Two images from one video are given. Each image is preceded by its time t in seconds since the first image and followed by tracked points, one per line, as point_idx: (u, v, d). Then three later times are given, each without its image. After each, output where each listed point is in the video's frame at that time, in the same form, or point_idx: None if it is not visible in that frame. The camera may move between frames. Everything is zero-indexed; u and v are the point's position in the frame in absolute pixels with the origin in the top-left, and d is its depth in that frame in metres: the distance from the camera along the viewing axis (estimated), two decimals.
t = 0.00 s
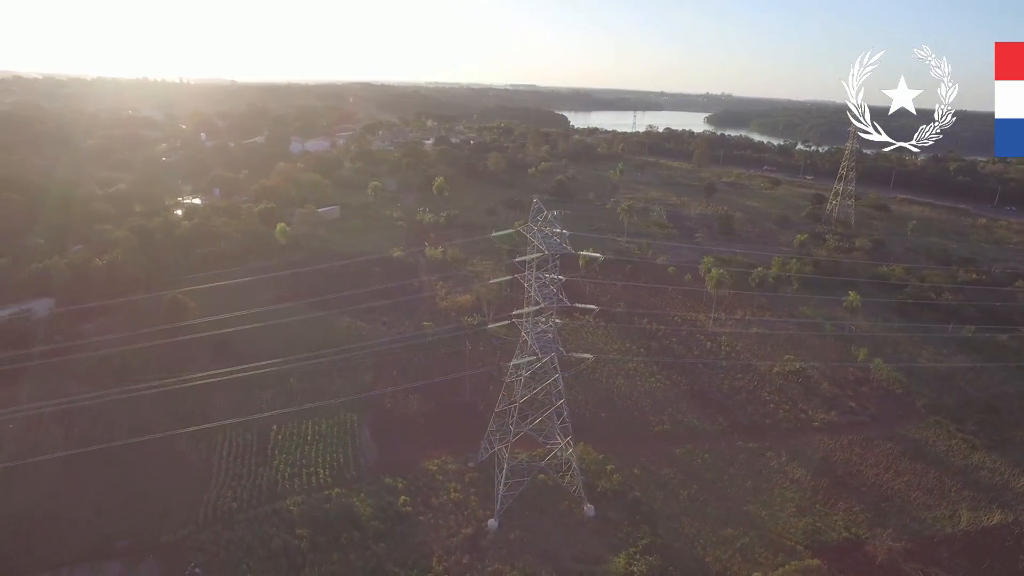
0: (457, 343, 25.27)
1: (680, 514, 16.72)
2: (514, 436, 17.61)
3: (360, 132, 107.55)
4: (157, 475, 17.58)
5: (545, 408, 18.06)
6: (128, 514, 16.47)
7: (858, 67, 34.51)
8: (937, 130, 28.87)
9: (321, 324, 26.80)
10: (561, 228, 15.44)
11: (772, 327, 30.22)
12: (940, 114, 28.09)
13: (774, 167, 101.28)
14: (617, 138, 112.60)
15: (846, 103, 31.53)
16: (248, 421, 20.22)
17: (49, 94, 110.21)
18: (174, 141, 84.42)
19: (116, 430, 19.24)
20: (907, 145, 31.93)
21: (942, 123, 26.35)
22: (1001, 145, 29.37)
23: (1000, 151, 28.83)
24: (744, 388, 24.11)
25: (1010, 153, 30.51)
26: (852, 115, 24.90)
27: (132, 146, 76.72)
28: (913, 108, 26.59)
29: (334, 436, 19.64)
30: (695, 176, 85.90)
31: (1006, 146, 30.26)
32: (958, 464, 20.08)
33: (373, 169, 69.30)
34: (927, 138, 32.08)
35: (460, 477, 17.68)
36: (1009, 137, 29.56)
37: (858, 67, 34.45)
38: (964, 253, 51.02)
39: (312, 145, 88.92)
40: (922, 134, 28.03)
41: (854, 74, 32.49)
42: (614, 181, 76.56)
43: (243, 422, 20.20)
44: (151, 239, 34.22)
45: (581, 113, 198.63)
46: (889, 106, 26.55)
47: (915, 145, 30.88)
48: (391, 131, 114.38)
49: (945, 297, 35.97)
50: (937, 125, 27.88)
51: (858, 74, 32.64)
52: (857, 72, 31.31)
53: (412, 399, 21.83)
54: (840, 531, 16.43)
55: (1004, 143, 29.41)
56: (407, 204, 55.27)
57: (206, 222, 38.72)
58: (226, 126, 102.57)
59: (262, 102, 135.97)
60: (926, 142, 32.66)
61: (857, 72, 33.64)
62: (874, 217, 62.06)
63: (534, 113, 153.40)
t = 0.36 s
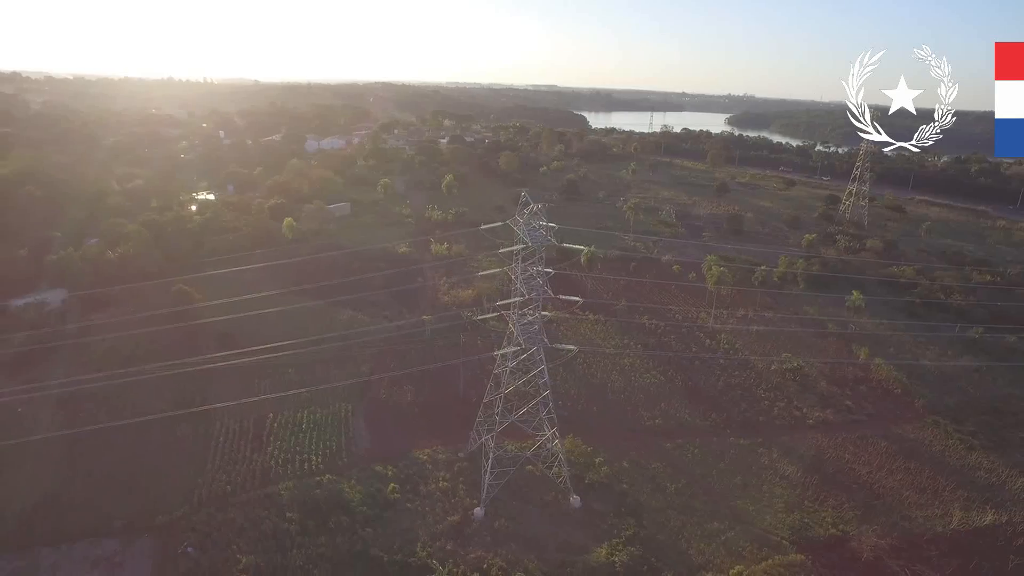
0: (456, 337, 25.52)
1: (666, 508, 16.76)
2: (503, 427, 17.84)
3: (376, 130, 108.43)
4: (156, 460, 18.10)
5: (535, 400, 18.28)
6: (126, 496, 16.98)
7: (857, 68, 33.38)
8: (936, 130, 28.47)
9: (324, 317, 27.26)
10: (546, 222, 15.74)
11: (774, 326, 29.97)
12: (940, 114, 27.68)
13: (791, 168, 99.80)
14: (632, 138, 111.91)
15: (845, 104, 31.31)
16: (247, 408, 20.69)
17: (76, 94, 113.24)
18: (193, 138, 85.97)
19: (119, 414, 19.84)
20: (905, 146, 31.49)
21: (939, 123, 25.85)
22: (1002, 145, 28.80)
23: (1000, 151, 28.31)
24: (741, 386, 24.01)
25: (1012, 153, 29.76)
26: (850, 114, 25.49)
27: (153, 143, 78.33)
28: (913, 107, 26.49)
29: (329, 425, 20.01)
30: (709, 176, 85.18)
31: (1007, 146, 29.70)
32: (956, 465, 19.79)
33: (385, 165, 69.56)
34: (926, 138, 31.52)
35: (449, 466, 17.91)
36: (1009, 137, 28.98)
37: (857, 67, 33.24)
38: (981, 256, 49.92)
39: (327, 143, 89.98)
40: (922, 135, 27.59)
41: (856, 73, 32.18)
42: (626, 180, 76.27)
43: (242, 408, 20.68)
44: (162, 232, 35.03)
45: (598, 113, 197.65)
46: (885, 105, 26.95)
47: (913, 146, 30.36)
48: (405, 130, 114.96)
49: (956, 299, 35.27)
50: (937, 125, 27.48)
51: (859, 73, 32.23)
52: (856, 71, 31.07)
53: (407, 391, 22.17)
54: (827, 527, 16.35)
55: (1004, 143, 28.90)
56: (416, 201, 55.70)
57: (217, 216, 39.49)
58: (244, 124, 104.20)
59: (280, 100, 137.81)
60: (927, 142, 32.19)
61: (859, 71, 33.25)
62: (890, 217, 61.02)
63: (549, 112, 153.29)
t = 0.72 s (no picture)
0: (451, 331, 25.80)
1: (650, 500, 16.87)
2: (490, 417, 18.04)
3: (387, 129, 109.16)
4: (153, 444, 18.56)
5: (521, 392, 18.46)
6: (122, 478, 17.43)
7: (857, 68, 33.05)
8: (934, 130, 28.23)
9: (324, 311, 27.69)
10: (529, 214, 16.00)
11: (773, 324, 29.83)
12: (939, 114, 27.40)
13: (804, 168, 98.51)
14: (643, 139, 111.36)
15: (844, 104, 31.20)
16: (243, 397, 21.12)
17: (95, 93, 115.32)
18: (207, 136, 87.27)
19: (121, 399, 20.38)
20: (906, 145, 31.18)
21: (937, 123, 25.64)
22: (1001, 146, 28.60)
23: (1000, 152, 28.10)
24: (735, 383, 23.99)
25: (1013, 153, 29.54)
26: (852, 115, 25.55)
27: (168, 141, 79.64)
28: (913, 107, 26.37)
29: (323, 414, 20.37)
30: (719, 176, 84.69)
31: (1008, 146, 29.43)
32: (949, 463, 19.62)
33: (393, 163, 69.80)
34: (926, 139, 31.28)
35: (437, 456, 18.16)
36: (1009, 137, 28.75)
37: (858, 67, 32.98)
38: (993, 258, 49.07)
39: (338, 142, 90.81)
40: (921, 134, 27.32)
41: (857, 74, 32.10)
42: (634, 180, 76.08)
43: (238, 397, 21.11)
44: (169, 227, 35.66)
45: (611, 113, 196.73)
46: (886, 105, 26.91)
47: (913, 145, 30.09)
48: (416, 129, 115.31)
49: (963, 300, 34.76)
50: (937, 126, 27.23)
51: (859, 73, 32.15)
52: (855, 71, 30.93)
53: (401, 382, 22.49)
54: (810, 522, 16.36)
55: (1004, 143, 28.66)
56: (423, 199, 56.07)
57: (225, 211, 40.16)
58: (258, 123, 105.49)
59: (294, 100, 139.18)
60: (927, 142, 31.91)
61: (860, 72, 33.16)
62: (901, 218, 60.23)
63: (561, 113, 153.21)
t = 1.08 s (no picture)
0: (448, 325, 26.07)
1: (636, 492, 16.97)
2: (478, 407, 18.27)
3: (399, 128, 109.89)
4: (151, 429, 19.04)
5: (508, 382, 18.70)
6: (121, 461, 17.90)
7: (856, 68, 33.01)
8: (935, 131, 28.09)
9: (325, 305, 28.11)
10: (513, 206, 16.28)
11: (774, 322, 29.70)
12: (939, 114, 27.27)
13: (817, 170, 95.90)
14: (654, 138, 110.85)
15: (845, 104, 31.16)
16: (242, 385, 21.55)
17: (117, 92, 117.86)
18: (222, 134, 88.63)
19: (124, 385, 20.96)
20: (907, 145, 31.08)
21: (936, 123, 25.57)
22: (1001, 146, 28.46)
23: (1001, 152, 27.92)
24: (731, 379, 23.96)
25: (1013, 154, 29.35)
26: (851, 115, 25.47)
27: (184, 138, 80.97)
28: (914, 107, 26.27)
29: (318, 403, 20.71)
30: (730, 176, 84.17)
31: (1008, 146, 29.41)
32: (943, 461, 19.43)
33: (403, 161, 70.31)
34: (929, 139, 31.12)
35: (428, 444, 18.43)
36: (1008, 138, 28.62)
37: (857, 67, 32.94)
38: (1007, 259, 48.17)
39: (351, 141, 91.66)
40: (921, 135, 27.18)
41: (857, 74, 32.10)
42: (644, 179, 75.93)
43: (237, 384, 21.55)
44: (178, 222, 36.40)
45: (624, 113, 196.18)
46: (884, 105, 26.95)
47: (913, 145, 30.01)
48: (428, 128, 115.93)
49: (971, 300, 34.17)
50: (937, 125, 27.11)
51: (858, 74, 32.16)
52: (855, 71, 30.85)
53: (396, 374, 22.78)
54: (796, 517, 16.36)
55: (1005, 144, 28.57)
56: (431, 196, 56.47)
57: (234, 206, 40.87)
58: (273, 121, 106.85)
59: (310, 99, 140.69)
60: (926, 143, 31.59)
61: (860, 72, 33.08)
62: (914, 219, 59.35)
63: (574, 113, 153.09)
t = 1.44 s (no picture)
0: (445, 318, 26.33)
1: (620, 483, 17.11)
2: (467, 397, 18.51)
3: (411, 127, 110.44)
4: (151, 415, 19.52)
5: (494, 372, 18.95)
6: (119, 444, 18.39)
7: (857, 68, 30.79)
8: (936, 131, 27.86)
9: (326, 297, 28.52)
10: (500, 198, 16.49)
11: (773, 319, 29.60)
12: (940, 113, 27.06)
13: (829, 170, 94.50)
14: (665, 138, 110.36)
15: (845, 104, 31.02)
16: (240, 373, 21.98)
17: (137, 91, 119.99)
18: (236, 132, 89.72)
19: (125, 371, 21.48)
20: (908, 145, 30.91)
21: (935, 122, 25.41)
22: (1001, 146, 28.29)
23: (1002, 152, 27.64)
24: (725, 374, 23.97)
25: (1013, 153, 29.11)
26: (851, 115, 25.33)
27: (198, 135, 82.09)
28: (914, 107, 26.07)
29: (313, 391, 21.08)
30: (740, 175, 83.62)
31: (1008, 147, 29.37)
32: (934, 458, 19.32)
33: (412, 159, 70.74)
34: (930, 138, 30.90)
35: (418, 433, 18.71)
36: (1008, 137, 28.44)
37: (858, 68, 30.70)
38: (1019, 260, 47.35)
39: (362, 139, 92.34)
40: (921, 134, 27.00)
41: (857, 74, 31.99)
42: (653, 177, 75.69)
43: (235, 372, 21.99)
44: (186, 216, 37.04)
45: (637, 113, 195.24)
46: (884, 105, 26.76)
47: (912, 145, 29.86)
48: (440, 126, 116.36)
49: (978, 299, 33.63)
50: (937, 125, 26.93)
51: (857, 73, 31.92)
52: (855, 71, 30.71)
53: (391, 365, 23.10)
54: (779, 509, 16.39)
55: (1006, 143, 28.34)
56: (438, 194, 56.78)
57: (242, 201, 41.51)
58: (286, 120, 107.94)
59: (323, 98, 141.81)
60: (927, 142, 31.25)
61: (858, 72, 31.98)
62: (926, 219, 58.54)
63: (587, 112, 152.76)
